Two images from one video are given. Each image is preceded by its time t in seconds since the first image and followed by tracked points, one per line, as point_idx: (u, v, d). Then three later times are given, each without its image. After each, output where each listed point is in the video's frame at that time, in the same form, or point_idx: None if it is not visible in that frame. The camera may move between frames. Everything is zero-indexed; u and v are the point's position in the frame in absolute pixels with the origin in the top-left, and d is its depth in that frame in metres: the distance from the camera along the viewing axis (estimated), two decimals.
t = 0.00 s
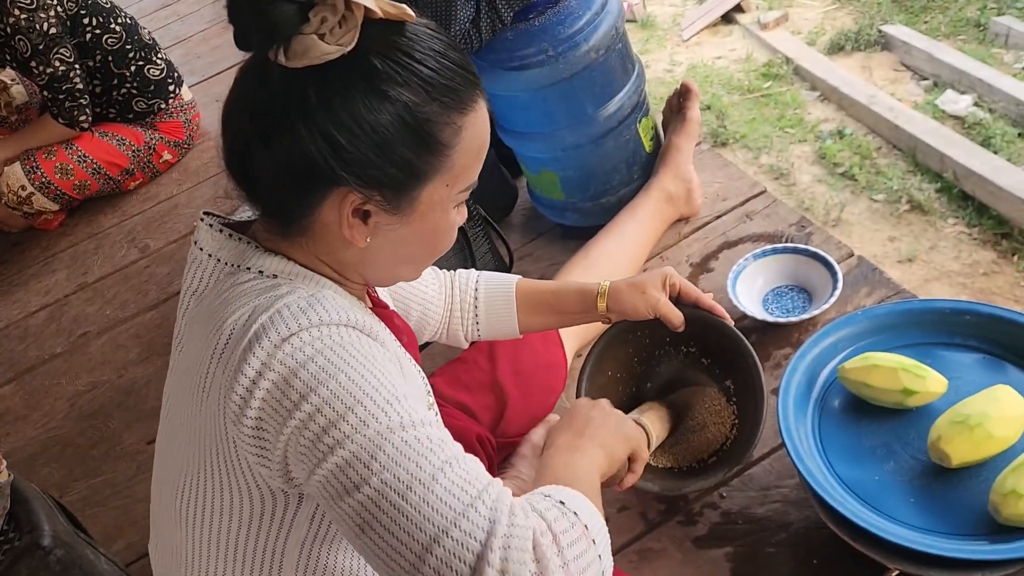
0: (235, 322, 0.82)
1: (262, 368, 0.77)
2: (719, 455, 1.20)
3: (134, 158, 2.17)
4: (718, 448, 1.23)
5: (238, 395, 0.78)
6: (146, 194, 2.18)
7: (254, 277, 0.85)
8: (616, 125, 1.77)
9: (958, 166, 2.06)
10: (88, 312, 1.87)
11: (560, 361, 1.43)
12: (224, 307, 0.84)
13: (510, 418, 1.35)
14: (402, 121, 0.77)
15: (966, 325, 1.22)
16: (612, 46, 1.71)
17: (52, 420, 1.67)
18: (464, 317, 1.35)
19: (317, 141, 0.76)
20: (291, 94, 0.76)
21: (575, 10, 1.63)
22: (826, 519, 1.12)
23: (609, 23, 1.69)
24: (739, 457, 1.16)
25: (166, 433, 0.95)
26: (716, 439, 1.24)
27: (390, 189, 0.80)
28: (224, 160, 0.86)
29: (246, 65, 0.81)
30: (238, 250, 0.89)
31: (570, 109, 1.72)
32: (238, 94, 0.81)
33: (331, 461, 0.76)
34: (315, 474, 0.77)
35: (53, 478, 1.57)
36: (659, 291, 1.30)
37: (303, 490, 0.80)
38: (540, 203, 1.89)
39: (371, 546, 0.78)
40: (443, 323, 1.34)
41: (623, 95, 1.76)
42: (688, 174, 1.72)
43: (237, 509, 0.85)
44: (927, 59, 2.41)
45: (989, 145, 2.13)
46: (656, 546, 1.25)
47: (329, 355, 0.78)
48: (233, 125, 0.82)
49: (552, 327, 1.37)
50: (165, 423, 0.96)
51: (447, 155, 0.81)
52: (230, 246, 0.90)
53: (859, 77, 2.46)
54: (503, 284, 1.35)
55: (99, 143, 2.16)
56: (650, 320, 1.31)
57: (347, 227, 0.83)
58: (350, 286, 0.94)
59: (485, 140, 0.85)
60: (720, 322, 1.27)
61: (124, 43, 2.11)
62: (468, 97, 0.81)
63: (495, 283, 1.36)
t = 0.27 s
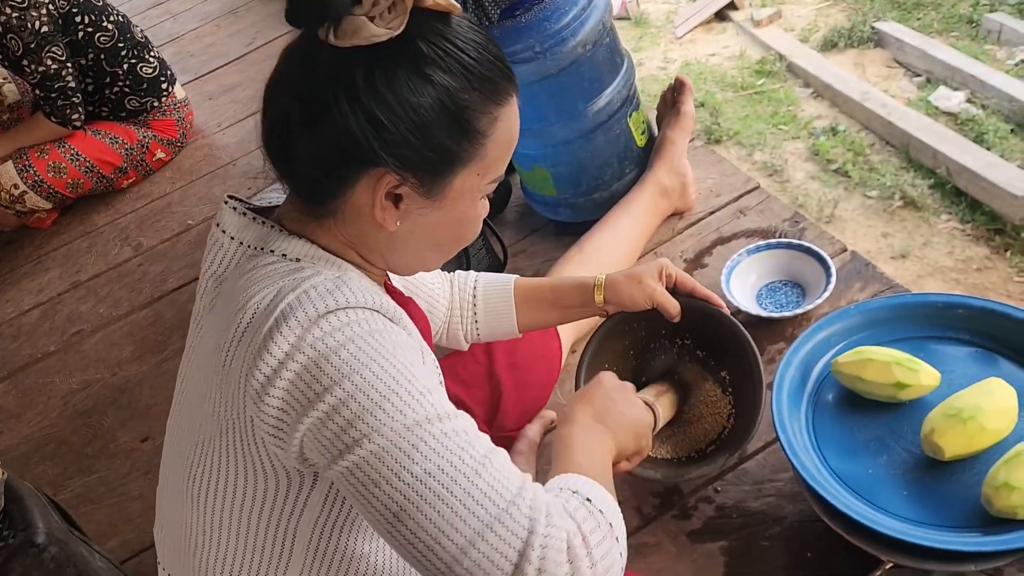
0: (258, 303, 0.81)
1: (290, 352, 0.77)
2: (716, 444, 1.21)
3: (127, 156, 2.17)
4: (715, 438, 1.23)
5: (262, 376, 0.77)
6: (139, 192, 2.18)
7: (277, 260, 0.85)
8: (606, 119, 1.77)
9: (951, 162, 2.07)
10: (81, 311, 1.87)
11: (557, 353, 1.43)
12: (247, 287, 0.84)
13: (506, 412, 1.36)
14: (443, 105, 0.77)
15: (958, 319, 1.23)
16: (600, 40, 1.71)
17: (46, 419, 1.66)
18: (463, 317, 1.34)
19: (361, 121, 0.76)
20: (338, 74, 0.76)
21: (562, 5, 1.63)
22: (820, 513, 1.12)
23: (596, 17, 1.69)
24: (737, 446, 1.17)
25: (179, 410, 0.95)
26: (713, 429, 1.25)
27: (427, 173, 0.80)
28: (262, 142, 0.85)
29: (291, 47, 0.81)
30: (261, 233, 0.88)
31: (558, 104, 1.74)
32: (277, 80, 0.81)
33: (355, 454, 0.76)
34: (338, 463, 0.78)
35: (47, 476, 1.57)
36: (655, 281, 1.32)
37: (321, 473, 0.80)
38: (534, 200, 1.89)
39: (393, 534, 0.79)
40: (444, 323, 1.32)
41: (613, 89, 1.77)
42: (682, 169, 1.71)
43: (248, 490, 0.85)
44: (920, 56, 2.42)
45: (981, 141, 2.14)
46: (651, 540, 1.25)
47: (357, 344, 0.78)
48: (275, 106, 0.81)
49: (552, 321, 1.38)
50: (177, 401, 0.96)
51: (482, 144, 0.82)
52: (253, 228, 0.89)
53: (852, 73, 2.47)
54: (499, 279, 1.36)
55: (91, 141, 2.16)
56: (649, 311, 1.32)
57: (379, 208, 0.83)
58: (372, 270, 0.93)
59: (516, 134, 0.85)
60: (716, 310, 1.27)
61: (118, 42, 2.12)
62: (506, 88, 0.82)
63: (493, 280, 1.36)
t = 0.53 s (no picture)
0: (222, 334, 0.81)
1: (251, 386, 0.77)
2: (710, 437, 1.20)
3: (120, 155, 2.16)
4: (710, 431, 1.23)
5: (227, 413, 0.77)
6: (133, 192, 2.17)
7: (240, 284, 0.85)
8: (594, 115, 1.77)
9: (945, 160, 2.07)
10: (76, 311, 1.86)
11: (550, 354, 1.42)
12: (210, 316, 0.83)
13: (500, 414, 1.36)
14: (395, 114, 0.76)
15: (953, 316, 1.23)
16: (585, 36, 1.71)
17: (40, 419, 1.66)
18: (447, 311, 1.35)
19: (310, 132, 0.75)
20: (285, 83, 0.76)
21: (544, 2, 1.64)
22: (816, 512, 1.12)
23: (580, 13, 1.69)
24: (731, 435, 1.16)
25: (150, 436, 0.94)
26: (707, 424, 1.25)
27: (382, 182, 0.79)
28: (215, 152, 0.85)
29: (239, 57, 0.81)
30: (224, 254, 0.88)
31: (546, 101, 1.73)
32: (229, 85, 0.81)
33: (329, 484, 0.76)
34: (313, 494, 0.77)
35: (42, 477, 1.56)
36: (641, 278, 1.31)
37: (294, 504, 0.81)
38: (528, 198, 1.89)
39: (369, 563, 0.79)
40: (426, 318, 1.34)
41: (600, 85, 1.76)
42: (676, 169, 1.72)
43: (222, 520, 0.85)
44: (914, 54, 2.42)
45: (975, 139, 2.14)
46: (647, 540, 1.25)
47: (321, 373, 0.77)
48: (226, 113, 0.81)
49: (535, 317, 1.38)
50: (149, 427, 0.95)
51: (439, 152, 0.81)
52: (215, 249, 0.89)
53: (847, 71, 2.47)
54: (486, 277, 1.36)
55: (85, 140, 2.15)
56: (636, 308, 1.31)
57: (336, 221, 0.82)
58: (337, 286, 0.94)
59: (475, 140, 0.85)
60: (702, 304, 1.27)
61: (111, 40, 2.12)
62: (462, 94, 0.81)
63: (479, 276, 1.37)
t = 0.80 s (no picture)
0: (219, 302, 0.81)
1: (239, 340, 0.77)
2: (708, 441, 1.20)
3: (117, 155, 2.16)
4: (708, 436, 1.23)
5: (217, 371, 0.77)
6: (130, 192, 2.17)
7: (242, 260, 0.85)
8: (588, 114, 1.77)
9: (942, 159, 2.07)
10: (72, 311, 1.85)
11: (549, 355, 1.42)
12: (211, 289, 0.84)
13: (498, 414, 1.34)
14: (409, 107, 0.76)
15: (949, 316, 1.23)
16: (576, 36, 1.71)
17: (36, 420, 1.65)
18: (456, 313, 1.35)
19: (326, 120, 0.75)
20: (304, 74, 0.76)
21: (534, 3, 1.63)
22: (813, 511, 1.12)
23: (570, 13, 1.69)
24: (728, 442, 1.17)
25: (156, 422, 0.94)
26: (704, 428, 1.24)
27: (395, 174, 0.79)
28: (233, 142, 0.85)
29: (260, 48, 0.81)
30: (231, 235, 0.88)
31: (539, 101, 1.73)
32: (251, 72, 0.81)
33: (305, 419, 0.73)
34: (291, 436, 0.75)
35: (38, 478, 1.56)
36: (647, 280, 1.32)
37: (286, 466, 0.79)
38: (525, 199, 1.89)
39: (355, 504, 0.75)
40: (436, 320, 1.34)
41: (593, 84, 1.76)
42: (673, 168, 1.72)
43: (222, 492, 0.84)
44: (911, 53, 2.42)
45: (972, 139, 2.14)
46: (644, 540, 1.25)
47: (306, 323, 0.77)
48: (244, 104, 0.81)
49: (541, 317, 1.38)
50: (155, 413, 0.95)
51: (451, 148, 0.81)
52: (223, 230, 0.89)
53: (844, 71, 2.47)
54: (494, 279, 1.37)
55: (81, 141, 2.14)
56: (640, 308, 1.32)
57: (346, 209, 0.82)
58: (344, 274, 0.93)
59: (488, 140, 0.85)
60: (711, 312, 1.29)
61: (109, 39, 2.13)
62: (476, 93, 0.81)
63: (487, 278, 1.37)
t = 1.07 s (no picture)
0: (252, 286, 0.79)
1: (283, 325, 0.75)
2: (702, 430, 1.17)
3: (116, 155, 2.15)
4: (703, 426, 1.20)
5: (257, 355, 0.75)
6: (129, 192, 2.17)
7: (272, 248, 0.83)
8: (590, 115, 1.77)
9: (942, 160, 2.07)
10: (71, 312, 1.85)
11: (549, 351, 1.43)
12: (241, 272, 0.82)
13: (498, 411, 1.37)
14: (442, 104, 0.76)
15: (949, 317, 1.23)
16: (580, 36, 1.71)
17: (35, 420, 1.65)
18: (445, 309, 1.33)
19: (361, 113, 0.75)
20: (339, 66, 0.75)
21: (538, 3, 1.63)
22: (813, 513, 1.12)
23: (575, 13, 1.69)
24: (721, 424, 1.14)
25: (173, 406, 0.92)
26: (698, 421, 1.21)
27: (425, 168, 0.79)
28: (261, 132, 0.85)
29: (293, 42, 0.81)
30: (257, 224, 0.87)
31: (542, 100, 1.73)
32: (283, 66, 0.81)
33: (354, 413, 0.72)
34: (340, 427, 0.74)
35: (36, 479, 1.56)
36: (630, 273, 1.32)
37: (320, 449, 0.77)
38: (525, 199, 1.89)
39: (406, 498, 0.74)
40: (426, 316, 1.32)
41: (596, 85, 1.76)
42: (674, 167, 1.72)
43: (245, 477, 0.82)
44: (911, 54, 2.42)
45: (971, 139, 2.14)
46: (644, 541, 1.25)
47: (353, 309, 0.75)
48: (275, 96, 0.81)
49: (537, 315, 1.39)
50: (172, 399, 0.93)
51: (479, 145, 0.81)
52: (248, 221, 0.88)
53: (843, 71, 2.47)
54: (483, 274, 1.35)
55: (81, 140, 2.15)
56: (626, 303, 1.32)
57: (376, 204, 0.82)
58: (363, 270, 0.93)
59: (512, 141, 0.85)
60: (692, 299, 1.27)
61: (109, 38, 2.14)
62: (505, 92, 0.82)
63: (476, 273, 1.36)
